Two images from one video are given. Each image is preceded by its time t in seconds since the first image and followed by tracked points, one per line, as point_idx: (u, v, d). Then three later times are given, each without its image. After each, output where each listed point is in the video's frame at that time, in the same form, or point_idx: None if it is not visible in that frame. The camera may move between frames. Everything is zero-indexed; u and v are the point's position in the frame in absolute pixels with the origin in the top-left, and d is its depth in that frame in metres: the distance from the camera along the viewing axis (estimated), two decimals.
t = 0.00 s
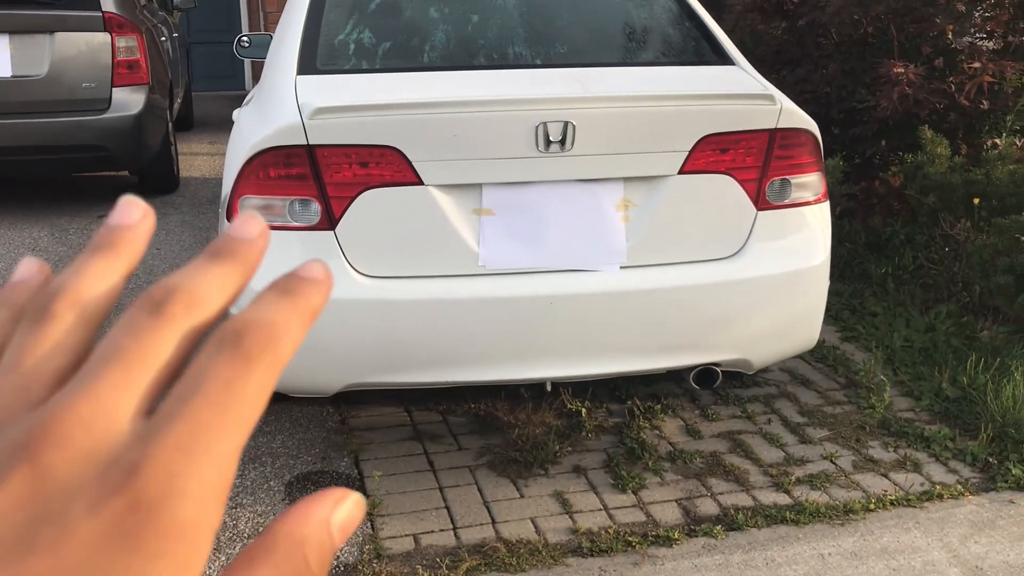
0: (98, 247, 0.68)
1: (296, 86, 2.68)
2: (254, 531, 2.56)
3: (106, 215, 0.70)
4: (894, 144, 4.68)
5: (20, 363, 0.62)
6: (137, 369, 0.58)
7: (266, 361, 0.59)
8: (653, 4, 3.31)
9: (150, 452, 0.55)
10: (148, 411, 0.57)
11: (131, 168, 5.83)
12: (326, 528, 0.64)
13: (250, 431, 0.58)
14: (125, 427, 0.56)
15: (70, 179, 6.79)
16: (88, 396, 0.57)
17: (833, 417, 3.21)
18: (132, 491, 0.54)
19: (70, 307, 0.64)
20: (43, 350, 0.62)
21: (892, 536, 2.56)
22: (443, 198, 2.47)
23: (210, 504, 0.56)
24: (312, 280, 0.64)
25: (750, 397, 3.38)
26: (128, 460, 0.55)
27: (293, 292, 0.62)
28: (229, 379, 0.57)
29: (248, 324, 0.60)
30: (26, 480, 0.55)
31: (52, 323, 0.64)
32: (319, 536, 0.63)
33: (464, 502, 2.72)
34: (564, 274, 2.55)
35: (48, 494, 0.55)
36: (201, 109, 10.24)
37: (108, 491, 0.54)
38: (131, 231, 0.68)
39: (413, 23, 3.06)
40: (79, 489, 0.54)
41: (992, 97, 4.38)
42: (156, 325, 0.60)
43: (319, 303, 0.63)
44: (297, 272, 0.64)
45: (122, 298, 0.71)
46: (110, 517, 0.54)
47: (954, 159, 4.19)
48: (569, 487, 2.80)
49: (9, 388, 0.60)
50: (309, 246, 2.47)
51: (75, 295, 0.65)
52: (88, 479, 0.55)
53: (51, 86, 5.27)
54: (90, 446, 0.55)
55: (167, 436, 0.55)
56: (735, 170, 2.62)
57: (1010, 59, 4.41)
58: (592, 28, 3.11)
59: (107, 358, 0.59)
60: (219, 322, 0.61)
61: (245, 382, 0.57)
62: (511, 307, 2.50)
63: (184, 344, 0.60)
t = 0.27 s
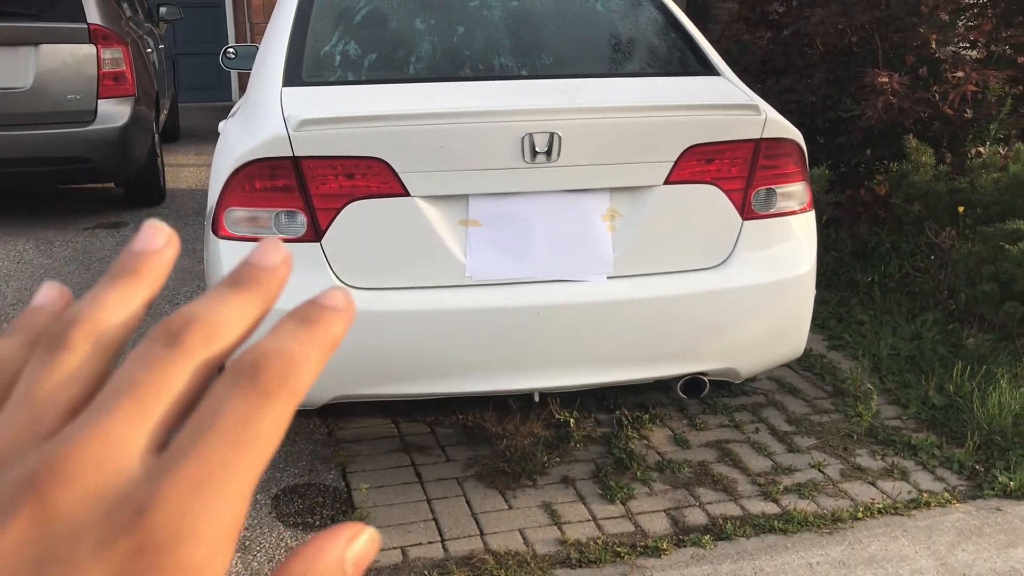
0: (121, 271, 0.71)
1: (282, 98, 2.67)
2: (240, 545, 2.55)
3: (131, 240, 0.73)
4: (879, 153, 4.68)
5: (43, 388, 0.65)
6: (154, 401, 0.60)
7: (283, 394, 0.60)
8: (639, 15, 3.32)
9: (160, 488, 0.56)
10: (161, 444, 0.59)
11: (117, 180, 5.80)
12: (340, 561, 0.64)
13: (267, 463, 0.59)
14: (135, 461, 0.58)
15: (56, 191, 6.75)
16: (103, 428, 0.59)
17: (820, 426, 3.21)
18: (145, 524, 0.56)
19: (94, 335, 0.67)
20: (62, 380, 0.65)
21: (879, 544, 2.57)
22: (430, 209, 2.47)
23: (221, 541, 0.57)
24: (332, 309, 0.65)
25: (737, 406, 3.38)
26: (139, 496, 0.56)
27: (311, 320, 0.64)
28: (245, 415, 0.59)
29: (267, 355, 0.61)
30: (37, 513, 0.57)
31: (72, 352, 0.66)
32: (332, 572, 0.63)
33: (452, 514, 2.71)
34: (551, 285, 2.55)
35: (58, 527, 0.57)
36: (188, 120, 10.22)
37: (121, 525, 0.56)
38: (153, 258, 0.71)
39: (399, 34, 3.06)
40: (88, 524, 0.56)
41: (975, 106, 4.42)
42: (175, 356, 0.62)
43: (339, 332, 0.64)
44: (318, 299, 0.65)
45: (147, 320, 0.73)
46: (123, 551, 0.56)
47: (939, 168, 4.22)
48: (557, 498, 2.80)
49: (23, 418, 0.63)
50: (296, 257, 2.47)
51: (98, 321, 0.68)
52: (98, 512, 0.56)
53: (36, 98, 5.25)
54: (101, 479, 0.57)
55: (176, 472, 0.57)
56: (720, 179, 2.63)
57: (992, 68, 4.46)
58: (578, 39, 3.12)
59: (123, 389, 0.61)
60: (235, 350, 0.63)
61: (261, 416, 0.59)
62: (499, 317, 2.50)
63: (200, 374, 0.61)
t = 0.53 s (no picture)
0: (66, 379, 0.83)
1: (272, 103, 2.66)
2: (231, 553, 2.53)
3: (75, 356, 0.86)
4: (869, 157, 4.71)
5: None
6: (98, 463, 0.71)
7: (207, 453, 0.74)
8: (629, 20, 3.32)
9: (115, 527, 0.69)
10: (108, 497, 0.71)
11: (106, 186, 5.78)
12: None
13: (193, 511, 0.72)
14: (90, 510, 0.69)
15: (44, 198, 6.72)
16: (58, 485, 0.70)
17: (812, 430, 3.21)
18: (99, 559, 0.67)
19: (42, 421, 0.78)
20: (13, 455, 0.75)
21: (872, 548, 2.56)
22: (421, 214, 2.46)
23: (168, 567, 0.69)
24: (240, 388, 0.79)
25: (729, 410, 3.38)
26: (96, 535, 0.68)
27: (223, 398, 0.78)
28: (177, 470, 0.72)
29: (189, 426, 0.75)
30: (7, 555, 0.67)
31: (24, 433, 0.77)
32: None
33: (444, 521, 2.69)
34: (543, 290, 2.54)
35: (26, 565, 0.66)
36: (178, 126, 10.19)
37: (79, 560, 0.67)
38: (93, 367, 0.84)
39: (389, 39, 3.06)
40: (55, 560, 0.67)
41: (965, 110, 4.44)
42: (112, 429, 0.74)
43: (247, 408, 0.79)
44: (225, 382, 0.80)
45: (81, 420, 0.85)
46: None
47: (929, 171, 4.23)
48: (550, 504, 2.79)
49: None
50: (286, 264, 2.46)
51: (45, 412, 0.79)
52: (63, 551, 0.67)
53: (25, 104, 5.22)
54: (62, 526, 0.68)
55: (128, 514, 0.69)
56: (712, 184, 2.63)
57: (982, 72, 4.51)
58: (568, 43, 3.12)
59: (70, 456, 0.72)
60: (165, 423, 0.76)
61: (189, 471, 0.72)
62: (490, 323, 2.49)
63: (136, 442, 0.74)
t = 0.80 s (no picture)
0: (78, 364, 0.77)
1: (266, 105, 2.66)
2: (228, 555, 2.52)
3: (89, 337, 0.79)
4: (864, 156, 4.72)
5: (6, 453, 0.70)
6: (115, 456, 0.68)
7: (228, 444, 0.69)
8: (624, 20, 3.33)
9: (131, 527, 0.64)
10: (124, 493, 0.66)
11: (101, 188, 5.77)
12: None
13: (215, 508, 0.67)
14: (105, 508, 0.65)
15: (39, 200, 6.70)
16: (72, 480, 0.66)
17: (808, 429, 3.22)
18: (118, 555, 0.63)
19: (53, 410, 0.73)
20: (25, 444, 0.70)
21: (869, 547, 2.57)
22: (416, 215, 2.46)
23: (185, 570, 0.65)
24: (267, 377, 0.75)
25: (725, 410, 3.38)
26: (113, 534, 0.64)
27: (250, 386, 0.74)
28: (197, 463, 0.67)
29: (211, 416, 0.70)
30: (17, 555, 0.63)
31: (36, 424, 0.72)
32: None
33: (441, 521, 2.69)
34: (539, 290, 2.54)
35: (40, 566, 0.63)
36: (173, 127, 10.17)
37: (93, 563, 0.63)
38: (107, 349, 0.78)
39: (384, 40, 3.06)
40: (69, 563, 0.63)
41: (959, 109, 4.45)
42: (128, 421, 0.70)
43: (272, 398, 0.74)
44: (254, 368, 0.76)
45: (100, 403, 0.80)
46: None
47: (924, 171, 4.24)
48: (547, 504, 2.79)
49: None
50: (282, 265, 2.46)
51: (54, 401, 0.74)
52: (77, 551, 0.63)
53: (19, 106, 5.22)
54: (76, 522, 0.65)
55: (146, 511, 0.65)
56: (707, 184, 2.63)
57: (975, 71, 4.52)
58: (563, 44, 3.12)
59: (87, 447, 0.68)
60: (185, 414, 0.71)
61: (208, 466, 0.67)
62: (486, 323, 2.49)
63: (153, 433, 0.70)
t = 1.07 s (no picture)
0: (44, 371, 0.78)
1: (267, 99, 2.65)
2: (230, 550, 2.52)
3: (49, 349, 0.80)
4: (866, 149, 4.71)
5: None
6: (92, 443, 0.69)
7: (197, 428, 0.71)
8: (625, 13, 3.32)
9: (110, 496, 0.65)
10: (100, 472, 0.67)
11: (102, 184, 5.76)
12: (252, 562, 0.75)
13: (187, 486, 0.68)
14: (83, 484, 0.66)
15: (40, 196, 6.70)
16: (48, 463, 0.67)
17: (811, 422, 3.21)
18: (101, 522, 0.64)
19: (22, 409, 0.74)
20: None
21: (872, 540, 2.56)
22: (417, 209, 2.45)
23: (162, 543, 0.65)
24: (224, 375, 0.77)
25: (728, 404, 3.38)
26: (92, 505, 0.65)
27: (210, 382, 0.75)
28: (168, 443, 0.69)
29: (178, 403, 0.72)
30: None
31: (7, 420, 0.73)
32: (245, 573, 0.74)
33: (444, 516, 2.69)
34: (541, 284, 2.54)
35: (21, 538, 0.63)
36: (174, 124, 10.16)
37: (74, 531, 0.63)
38: (70, 357, 0.79)
39: (385, 34, 3.05)
40: (49, 531, 0.63)
41: (961, 102, 4.44)
42: (101, 411, 0.71)
43: (231, 392, 0.76)
44: (208, 370, 0.78)
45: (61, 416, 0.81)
46: (76, 556, 0.62)
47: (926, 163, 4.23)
48: (549, 498, 2.78)
49: None
50: (283, 260, 2.45)
51: (29, 399, 0.75)
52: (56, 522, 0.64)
53: (20, 102, 5.21)
54: (56, 497, 0.65)
55: (121, 484, 0.66)
56: (709, 177, 2.62)
57: (978, 63, 4.50)
58: (565, 38, 3.11)
59: (63, 436, 0.69)
60: (154, 407, 0.73)
61: (177, 445, 0.68)
62: (488, 318, 2.49)
63: (123, 421, 0.71)
